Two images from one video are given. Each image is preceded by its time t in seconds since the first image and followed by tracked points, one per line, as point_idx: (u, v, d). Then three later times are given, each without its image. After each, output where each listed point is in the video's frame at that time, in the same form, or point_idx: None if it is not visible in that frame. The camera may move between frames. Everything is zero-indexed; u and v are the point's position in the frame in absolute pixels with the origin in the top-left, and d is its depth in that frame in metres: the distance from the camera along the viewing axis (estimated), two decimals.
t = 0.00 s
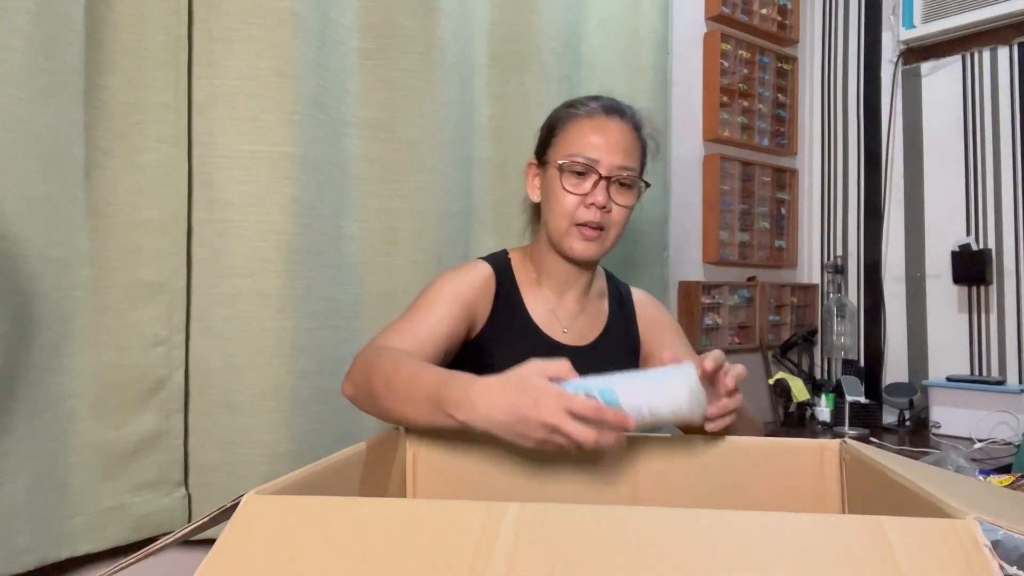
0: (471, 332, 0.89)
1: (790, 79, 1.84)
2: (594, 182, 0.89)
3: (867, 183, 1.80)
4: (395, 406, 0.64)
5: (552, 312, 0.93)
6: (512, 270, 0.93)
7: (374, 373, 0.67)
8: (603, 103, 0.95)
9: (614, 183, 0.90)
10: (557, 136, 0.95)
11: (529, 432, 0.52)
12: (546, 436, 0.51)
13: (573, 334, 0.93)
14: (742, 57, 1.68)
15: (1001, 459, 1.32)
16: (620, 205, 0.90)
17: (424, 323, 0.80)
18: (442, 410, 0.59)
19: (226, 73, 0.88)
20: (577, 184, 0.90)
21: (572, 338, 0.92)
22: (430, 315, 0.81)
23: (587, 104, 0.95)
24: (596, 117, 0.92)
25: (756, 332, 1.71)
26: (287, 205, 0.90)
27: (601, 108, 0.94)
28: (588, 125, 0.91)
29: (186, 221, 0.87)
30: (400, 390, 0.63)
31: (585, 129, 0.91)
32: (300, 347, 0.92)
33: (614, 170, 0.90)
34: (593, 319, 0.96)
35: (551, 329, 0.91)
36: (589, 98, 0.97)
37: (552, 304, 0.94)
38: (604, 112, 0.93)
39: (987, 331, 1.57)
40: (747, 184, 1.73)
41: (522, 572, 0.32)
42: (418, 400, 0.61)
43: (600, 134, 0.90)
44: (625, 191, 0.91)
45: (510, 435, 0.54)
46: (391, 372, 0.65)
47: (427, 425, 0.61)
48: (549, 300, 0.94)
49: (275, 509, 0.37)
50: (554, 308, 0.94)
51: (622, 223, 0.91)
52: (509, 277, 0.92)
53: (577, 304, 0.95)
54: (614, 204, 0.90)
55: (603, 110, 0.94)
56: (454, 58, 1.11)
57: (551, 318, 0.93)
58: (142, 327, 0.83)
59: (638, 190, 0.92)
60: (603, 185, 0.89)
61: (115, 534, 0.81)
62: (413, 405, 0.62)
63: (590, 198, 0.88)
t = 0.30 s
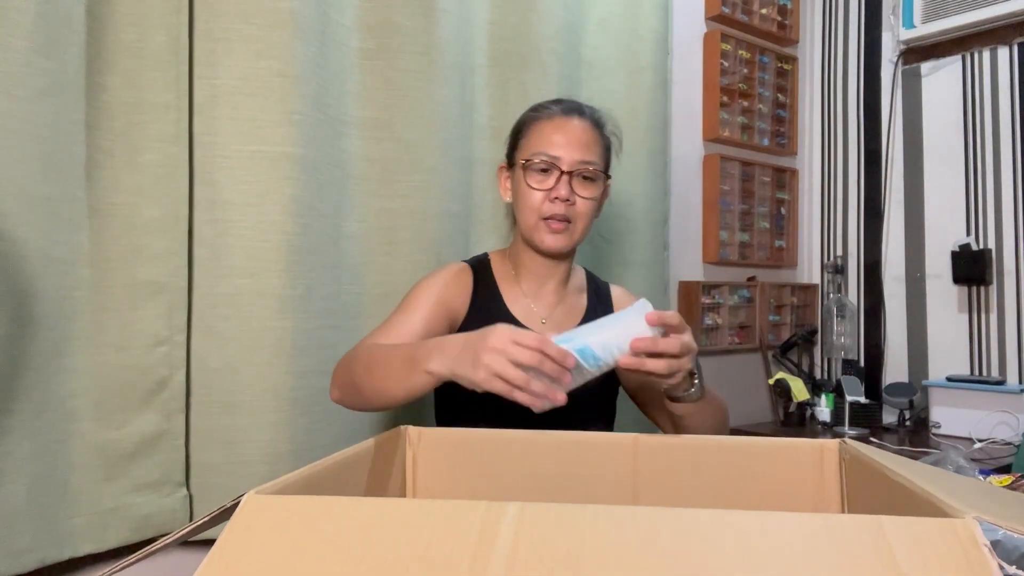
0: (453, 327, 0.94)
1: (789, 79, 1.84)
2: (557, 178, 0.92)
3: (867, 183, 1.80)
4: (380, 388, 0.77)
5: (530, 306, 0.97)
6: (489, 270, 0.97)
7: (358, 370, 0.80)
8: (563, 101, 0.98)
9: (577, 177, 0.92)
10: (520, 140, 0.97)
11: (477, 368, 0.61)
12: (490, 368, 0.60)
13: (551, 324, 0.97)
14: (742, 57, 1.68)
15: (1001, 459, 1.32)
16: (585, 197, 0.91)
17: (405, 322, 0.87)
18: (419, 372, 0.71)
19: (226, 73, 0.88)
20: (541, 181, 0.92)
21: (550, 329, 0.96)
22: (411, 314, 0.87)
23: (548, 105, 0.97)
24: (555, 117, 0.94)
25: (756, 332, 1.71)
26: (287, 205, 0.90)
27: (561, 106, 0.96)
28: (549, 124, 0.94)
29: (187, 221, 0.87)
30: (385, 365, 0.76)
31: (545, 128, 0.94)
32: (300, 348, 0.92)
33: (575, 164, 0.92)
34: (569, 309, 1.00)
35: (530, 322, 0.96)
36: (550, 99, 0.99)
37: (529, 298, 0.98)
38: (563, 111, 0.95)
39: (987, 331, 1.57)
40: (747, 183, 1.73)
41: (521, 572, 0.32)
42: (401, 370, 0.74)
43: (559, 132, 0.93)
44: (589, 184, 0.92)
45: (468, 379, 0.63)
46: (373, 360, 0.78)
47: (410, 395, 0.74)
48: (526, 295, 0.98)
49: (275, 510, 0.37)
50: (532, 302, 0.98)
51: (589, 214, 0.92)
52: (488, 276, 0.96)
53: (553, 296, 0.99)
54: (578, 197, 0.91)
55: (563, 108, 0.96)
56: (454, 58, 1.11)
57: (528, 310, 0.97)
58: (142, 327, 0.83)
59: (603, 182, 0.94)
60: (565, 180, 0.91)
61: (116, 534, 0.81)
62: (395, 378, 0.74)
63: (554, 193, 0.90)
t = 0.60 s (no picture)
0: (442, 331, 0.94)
1: (789, 79, 1.84)
2: (530, 180, 0.92)
3: (867, 183, 1.80)
4: (368, 369, 0.80)
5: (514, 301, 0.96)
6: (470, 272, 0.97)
7: (346, 357, 0.82)
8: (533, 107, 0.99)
9: (549, 178, 0.92)
10: (493, 148, 0.98)
11: (476, 325, 0.68)
12: (489, 323, 0.67)
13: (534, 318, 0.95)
14: (742, 57, 1.68)
15: (1001, 459, 1.32)
16: (558, 197, 0.92)
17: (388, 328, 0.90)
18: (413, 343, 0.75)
19: (226, 73, 0.89)
20: (515, 184, 0.92)
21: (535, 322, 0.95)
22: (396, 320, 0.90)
23: (519, 112, 0.98)
24: (525, 121, 0.95)
25: (756, 331, 1.71)
26: (287, 205, 0.90)
27: (531, 112, 0.97)
28: (519, 129, 0.95)
29: (187, 221, 0.87)
30: (379, 343, 0.79)
31: (516, 132, 0.95)
32: (300, 348, 0.92)
33: (547, 165, 0.92)
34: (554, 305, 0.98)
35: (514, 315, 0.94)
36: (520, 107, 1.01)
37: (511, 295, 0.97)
38: (532, 115, 0.96)
39: (987, 331, 1.57)
40: (747, 183, 1.73)
41: (521, 571, 0.32)
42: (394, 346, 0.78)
43: (530, 135, 0.94)
44: (562, 184, 0.93)
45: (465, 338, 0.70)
46: (363, 345, 0.81)
47: (395, 370, 0.78)
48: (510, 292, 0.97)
49: (276, 510, 0.37)
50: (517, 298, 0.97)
51: (563, 213, 0.93)
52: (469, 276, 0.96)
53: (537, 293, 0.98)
54: (552, 198, 0.92)
55: (533, 114, 0.97)
56: (454, 58, 1.11)
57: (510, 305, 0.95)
58: (142, 328, 0.83)
59: (575, 181, 0.94)
60: (538, 181, 0.91)
61: (116, 534, 0.81)
62: (387, 352, 0.78)
63: (527, 194, 0.91)
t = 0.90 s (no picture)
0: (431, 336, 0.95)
1: (789, 79, 1.84)
2: (514, 189, 0.92)
3: (867, 182, 1.80)
4: (361, 383, 0.83)
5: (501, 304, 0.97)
6: (460, 276, 0.98)
7: (338, 369, 0.85)
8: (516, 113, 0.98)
9: (534, 186, 0.92)
10: (479, 154, 0.98)
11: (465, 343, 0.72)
12: (477, 342, 0.71)
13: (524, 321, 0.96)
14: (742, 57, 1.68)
15: (1001, 459, 1.32)
16: (543, 205, 0.92)
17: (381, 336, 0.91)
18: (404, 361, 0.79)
19: (226, 73, 0.89)
20: (499, 194, 0.93)
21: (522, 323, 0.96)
22: (389, 330, 0.92)
23: (503, 118, 0.98)
24: (509, 129, 0.95)
25: (756, 331, 1.71)
26: (287, 205, 0.90)
27: (514, 119, 0.96)
28: (503, 138, 0.94)
29: (187, 221, 0.87)
30: (372, 357, 0.83)
31: (499, 141, 0.94)
32: (300, 347, 0.92)
33: (531, 174, 0.92)
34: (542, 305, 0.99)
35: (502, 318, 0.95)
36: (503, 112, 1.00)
37: (502, 298, 0.98)
38: (516, 123, 0.95)
39: (987, 331, 1.57)
40: (747, 183, 1.73)
41: (520, 571, 0.32)
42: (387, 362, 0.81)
43: (514, 144, 0.93)
44: (546, 191, 0.93)
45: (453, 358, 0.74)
46: (358, 358, 0.84)
47: (386, 384, 0.82)
48: (497, 295, 0.98)
49: (276, 511, 0.37)
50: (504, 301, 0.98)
51: (549, 219, 0.93)
52: (460, 281, 0.97)
53: (524, 295, 0.99)
54: (536, 206, 0.92)
55: (516, 121, 0.96)
56: (454, 58, 1.11)
57: (500, 308, 0.97)
58: (143, 328, 0.84)
59: (560, 187, 0.94)
60: (522, 191, 0.92)
61: (116, 534, 0.81)
62: (381, 368, 0.82)
63: (512, 204, 0.91)
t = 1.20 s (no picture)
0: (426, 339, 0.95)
1: (789, 79, 1.84)
2: (506, 193, 0.92)
3: (867, 182, 1.80)
4: (356, 385, 0.84)
5: (496, 304, 0.97)
6: (455, 276, 0.98)
7: (333, 373, 0.85)
8: (508, 115, 0.97)
9: (526, 189, 0.93)
10: (471, 156, 0.98)
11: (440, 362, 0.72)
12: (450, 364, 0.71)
13: (518, 320, 0.96)
14: (742, 57, 1.68)
15: (1001, 459, 1.32)
16: (535, 209, 0.93)
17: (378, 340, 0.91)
18: (394, 362, 0.80)
19: (226, 72, 0.89)
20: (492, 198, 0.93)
21: (517, 323, 0.96)
22: (384, 333, 0.91)
23: (495, 120, 0.97)
24: (501, 132, 0.95)
25: (756, 332, 1.71)
26: (287, 205, 0.90)
27: (506, 122, 0.96)
28: (496, 142, 0.94)
29: (187, 221, 0.87)
30: (363, 360, 0.84)
31: (492, 145, 0.94)
32: (300, 347, 0.92)
33: (523, 178, 0.92)
34: (537, 305, 0.99)
35: (496, 318, 0.95)
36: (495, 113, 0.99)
37: (496, 298, 0.98)
38: (507, 126, 0.95)
39: (987, 331, 1.57)
40: (747, 183, 1.73)
41: (520, 571, 0.32)
42: (377, 364, 0.82)
43: (506, 148, 0.93)
44: (538, 195, 0.93)
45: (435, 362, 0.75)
46: (351, 360, 0.85)
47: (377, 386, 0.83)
48: (492, 296, 0.98)
49: (275, 511, 0.37)
50: (500, 302, 0.97)
51: (541, 222, 0.94)
52: (455, 282, 0.97)
53: (519, 296, 0.98)
54: (528, 210, 0.93)
55: (508, 123, 0.96)
56: (454, 59, 1.11)
57: (495, 308, 0.97)
58: (142, 328, 0.84)
59: (551, 190, 0.95)
60: (514, 195, 0.92)
61: (116, 534, 0.81)
62: (371, 370, 0.83)
63: (504, 208, 0.92)
